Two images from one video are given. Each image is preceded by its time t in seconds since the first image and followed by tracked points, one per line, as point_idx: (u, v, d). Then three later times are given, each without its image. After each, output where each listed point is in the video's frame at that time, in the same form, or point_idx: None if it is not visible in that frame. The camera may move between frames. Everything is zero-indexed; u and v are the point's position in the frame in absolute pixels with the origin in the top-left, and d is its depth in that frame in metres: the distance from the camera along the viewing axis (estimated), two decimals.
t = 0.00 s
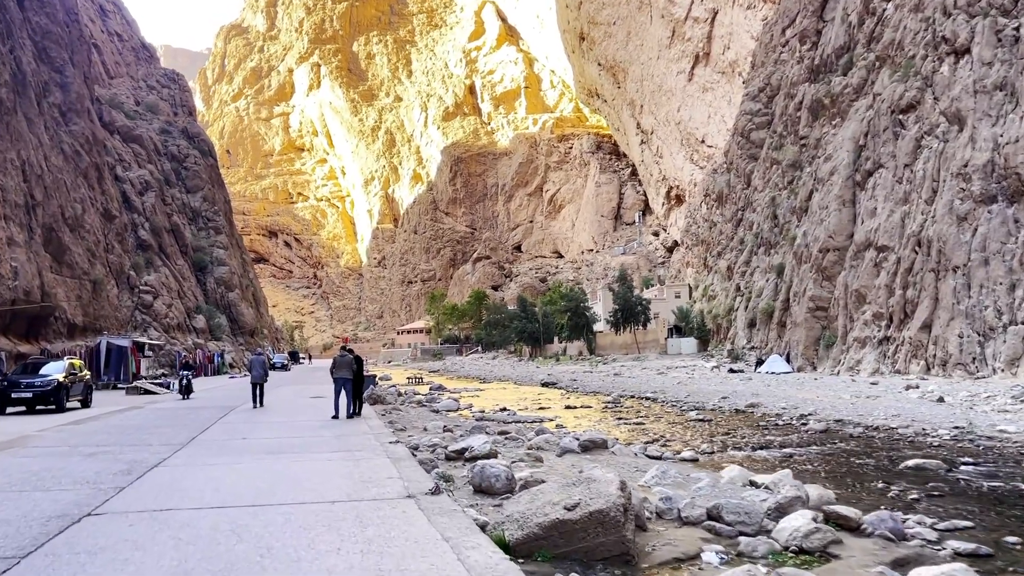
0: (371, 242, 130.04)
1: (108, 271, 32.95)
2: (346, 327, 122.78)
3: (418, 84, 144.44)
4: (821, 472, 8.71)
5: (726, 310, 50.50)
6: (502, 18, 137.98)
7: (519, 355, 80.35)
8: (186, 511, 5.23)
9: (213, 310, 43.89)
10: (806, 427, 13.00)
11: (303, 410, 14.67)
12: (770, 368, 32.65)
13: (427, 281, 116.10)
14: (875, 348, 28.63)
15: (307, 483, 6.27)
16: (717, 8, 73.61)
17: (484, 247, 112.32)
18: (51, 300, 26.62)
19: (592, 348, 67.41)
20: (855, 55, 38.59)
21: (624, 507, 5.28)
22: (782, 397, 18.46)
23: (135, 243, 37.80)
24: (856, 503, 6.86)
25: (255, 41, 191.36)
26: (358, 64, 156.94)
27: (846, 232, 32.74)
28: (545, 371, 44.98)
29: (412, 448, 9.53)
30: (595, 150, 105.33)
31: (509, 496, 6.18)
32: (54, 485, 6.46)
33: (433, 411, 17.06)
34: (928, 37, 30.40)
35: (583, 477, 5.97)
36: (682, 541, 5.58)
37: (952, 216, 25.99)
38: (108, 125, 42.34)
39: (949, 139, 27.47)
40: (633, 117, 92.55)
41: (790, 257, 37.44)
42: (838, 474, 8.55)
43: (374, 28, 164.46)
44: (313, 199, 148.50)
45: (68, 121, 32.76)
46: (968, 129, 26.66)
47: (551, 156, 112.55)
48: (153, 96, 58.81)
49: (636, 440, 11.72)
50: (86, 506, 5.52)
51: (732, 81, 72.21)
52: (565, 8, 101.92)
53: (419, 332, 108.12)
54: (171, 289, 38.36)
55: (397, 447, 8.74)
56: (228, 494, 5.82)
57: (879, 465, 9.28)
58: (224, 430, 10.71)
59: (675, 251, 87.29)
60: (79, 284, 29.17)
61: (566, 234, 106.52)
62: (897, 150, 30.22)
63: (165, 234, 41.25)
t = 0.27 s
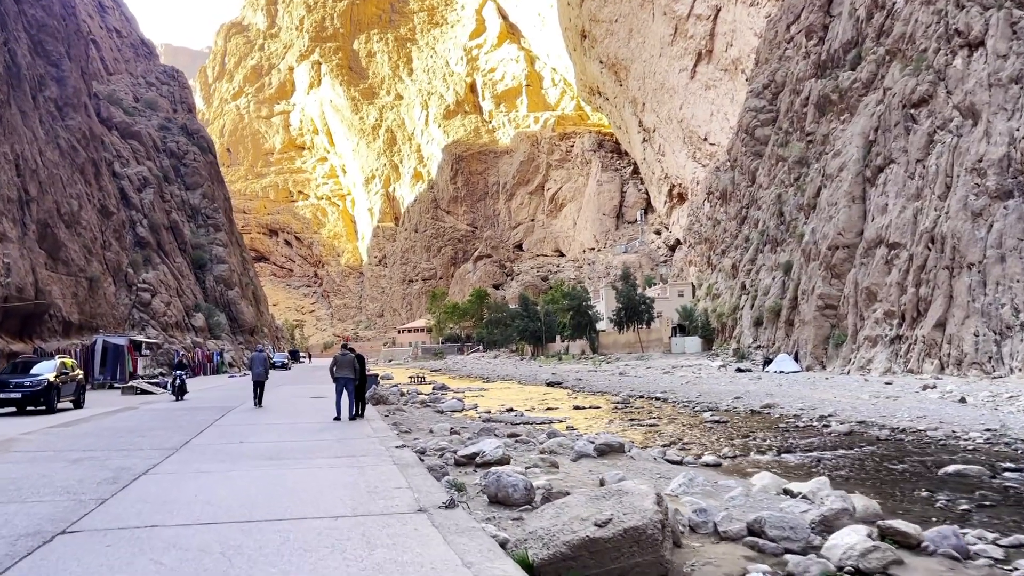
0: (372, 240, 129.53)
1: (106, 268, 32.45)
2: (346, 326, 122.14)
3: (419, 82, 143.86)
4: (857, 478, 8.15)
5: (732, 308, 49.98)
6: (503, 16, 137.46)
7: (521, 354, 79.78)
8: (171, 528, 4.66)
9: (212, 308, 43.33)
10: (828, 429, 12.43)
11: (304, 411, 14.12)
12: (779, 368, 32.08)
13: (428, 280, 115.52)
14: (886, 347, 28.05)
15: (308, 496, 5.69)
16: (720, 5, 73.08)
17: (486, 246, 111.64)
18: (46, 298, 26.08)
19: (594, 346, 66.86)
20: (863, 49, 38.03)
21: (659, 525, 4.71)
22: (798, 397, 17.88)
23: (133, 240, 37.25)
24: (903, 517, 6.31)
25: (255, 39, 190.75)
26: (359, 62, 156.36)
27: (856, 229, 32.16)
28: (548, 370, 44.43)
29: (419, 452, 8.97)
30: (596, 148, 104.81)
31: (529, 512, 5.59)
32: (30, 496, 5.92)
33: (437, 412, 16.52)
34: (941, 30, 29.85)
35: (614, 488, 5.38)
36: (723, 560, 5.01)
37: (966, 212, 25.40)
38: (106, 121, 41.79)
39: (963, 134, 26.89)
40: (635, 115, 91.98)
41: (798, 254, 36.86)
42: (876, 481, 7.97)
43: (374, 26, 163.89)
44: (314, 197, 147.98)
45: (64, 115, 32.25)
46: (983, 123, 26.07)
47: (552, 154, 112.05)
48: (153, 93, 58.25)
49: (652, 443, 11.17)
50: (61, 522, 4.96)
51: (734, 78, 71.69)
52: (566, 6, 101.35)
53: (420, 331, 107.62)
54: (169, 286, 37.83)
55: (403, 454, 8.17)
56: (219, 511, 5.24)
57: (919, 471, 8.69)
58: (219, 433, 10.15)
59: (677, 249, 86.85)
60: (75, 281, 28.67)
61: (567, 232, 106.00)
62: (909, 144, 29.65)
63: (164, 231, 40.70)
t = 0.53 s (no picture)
0: (372, 239, 129.01)
1: (103, 266, 31.94)
2: (347, 325, 121.48)
3: (419, 80, 143.43)
4: (898, 487, 7.58)
5: (737, 307, 49.42)
6: (504, 14, 137.00)
7: (523, 353, 79.16)
8: (152, 551, 4.11)
9: (211, 307, 42.79)
10: (852, 432, 11.88)
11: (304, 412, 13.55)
12: (788, 367, 31.55)
13: (429, 278, 114.86)
14: (898, 346, 27.49)
15: (307, 511, 5.14)
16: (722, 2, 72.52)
17: (487, 244, 109.91)
18: (39, 295, 25.58)
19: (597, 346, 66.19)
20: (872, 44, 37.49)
21: (706, 546, 4.17)
22: (814, 398, 17.31)
23: (131, 238, 36.72)
24: (959, 532, 5.74)
25: (255, 38, 190.10)
26: (360, 60, 155.84)
27: (866, 226, 31.62)
28: (551, 369, 43.90)
29: (426, 458, 8.42)
30: (598, 146, 104.29)
31: (555, 529, 5.04)
32: None
33: (442, 413, 15.98)
34: (953, 23, 29.29)
35: (650, 503, 4.82)
36: None
37: (981, 208, 24.84)
38: (104, 117, 41.25)
39: (977, 128, 26.32)
40: (637, 113, 91.40)
41: (806, 252, 36.28)
42: (920, 491, 7.39)
43: (375, 24, 163.41)
44: (314, 196, 147.50)
45: (61, 110, 31.77)
46: (998, 117, 25.51)
47: (553, 152, 111.54)
48: (152, 90, 57.70)
49: (670, 447, 10.63)
50: (29, 543, 4.41)
51: (737, 76, 71.17)
52: (567, 3, 100.69)
53: (421, 330, 106.97)
54: (168, 284, 37.31)
55: (410, 460, 7.62)
56: (209, 528, 4.71)
57: (961, 478, 8.12)
58: (214, 436, 9.59)
59: (679, 248, 86.27)
60: (71, 279, 28.16)
61: (568, 231, 105.44)
62: (921, 140, 29.10)
63: (162, 229, 40.16)
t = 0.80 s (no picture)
0: (373, 238, 128.46)
1: (99, 264, 31.44)
2: (348, 324, 120.94)
3: (420, 79, 142.95)
4: (945, 498, 7.03)
5: (742, 306, 48.87)
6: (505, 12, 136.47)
7: (525, 352, 78.64)
8: None
9: (211, 306, 42.25)
10: (880, 436, 11.30)
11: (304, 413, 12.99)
12: (797, 367, 31.04)
13: (430, 278, 114.11)
14: (911, 345, 26.92)
15: (310, 531, 4.59)
16: None
17: (488, 243, 110.12)
18: (33, 293, 25.05)
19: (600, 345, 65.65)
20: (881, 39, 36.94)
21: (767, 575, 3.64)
22: (832, 398, 16.73)
23: (129, 235, 36.20)
24: None
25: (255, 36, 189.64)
26: (360, 59, 155.31)
27: (876, 223, 31.06)
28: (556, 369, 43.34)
29: (434, 465, 7.90)
30: (599, 145, 103.78)
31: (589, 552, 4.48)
32: None
33: (447, 415, 15.41)
34: (966, 16, 28.73)
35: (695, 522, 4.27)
36: None
37: (997, 204, 24.28)
38: (101, 113, 40.72)
39: (991, 123, 25.76)
40: (639, 112, 90.82)
41: (815, 250, 35.74)
42: (969, 502, 6.84)
43: (375, 22, 162.87)
44: (315, 195, 147.02)
45: (57, 105, 31.31)
46: (1013, 111, 24.95)
47: (555, 151, 111.04)
48: (151, 87, 57.14)
49: (690, 452, 10.06)
50: None
51: (740, 73, 70.63)
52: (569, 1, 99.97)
53: (422, 329, 106.45)
54: (166, 283, 36.79)
55: (419, 468, 7.07)
56: (198, 550, 4.18)
57: (1011, 487, 7.55)
58: (209, 441, 9.02)
59: (682, 247, 85.75)
60: (67, 277, 27.70)
61: (570, 230, 104.91)
62: (933, 135, 28.54)
63: (161, 226, 39.62)
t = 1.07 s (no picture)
0: (374, 238, 127.83)
1: (97, 261, 30.99)
2: (348, 323, 120.30)
3: (421, 78, 142.46)
4: (1002, 511, 6.46)
5: (748, 305, 48.27)
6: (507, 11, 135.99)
7: (527, 352, 78.02)
8: None
9: (210, 305, 41.68)
10: (911, 440, 10.71)
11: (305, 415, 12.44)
12: (807, 367, 30.51)
13: (431, 277, 113.36)
14: (925, 345, 26.32)
15: (309, 555, 4.04)
16: None
17: (489, 243, 109.84)
18: (27, 290, 24.54)
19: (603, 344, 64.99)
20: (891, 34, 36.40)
21: None
22: (851, 399, 16.14)
23: (127, 233, 35.66)
24: None
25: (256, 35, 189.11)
26: (361, 58, 154.72)
27: (888, 220, 30.48)
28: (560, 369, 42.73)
29: (446, 474, 7.35)
30: (602, 144, 103.22)
31: None
32: None
33: (453, 417, 14.84)
34: (981, 9, 28.20)
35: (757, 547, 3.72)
36: None
37: (1014, 200, 23.70)
38: (99, 109, 40.16)
39: (1008, 117, 25.21)
40: (641, 110, 90.16)
41: (824, 247, 35.17)
42: None
43: (376, 21, 162.33)
44: (316, 194, 146.43)
45: (53, 100, 30.85)
46: None
47: (556, 150, 110.50)
48: (150, 84, 56.57)
49: (715, 457, 9.48)
50: None
51: (743, 71, 70.08)
52: None
53: (423, 329, 105.82)
54: (165, 281, 36.26)
55: (432, 478, 6.52)
56: None
57: None
58: (204, 446, 8.45)
59: (684, 246, 85.15)
60: (62, 274, 27.22)
61: (571, 229, 104.28)
62: (947, 130, 27.98)
63: (159, 224, 39.06)
